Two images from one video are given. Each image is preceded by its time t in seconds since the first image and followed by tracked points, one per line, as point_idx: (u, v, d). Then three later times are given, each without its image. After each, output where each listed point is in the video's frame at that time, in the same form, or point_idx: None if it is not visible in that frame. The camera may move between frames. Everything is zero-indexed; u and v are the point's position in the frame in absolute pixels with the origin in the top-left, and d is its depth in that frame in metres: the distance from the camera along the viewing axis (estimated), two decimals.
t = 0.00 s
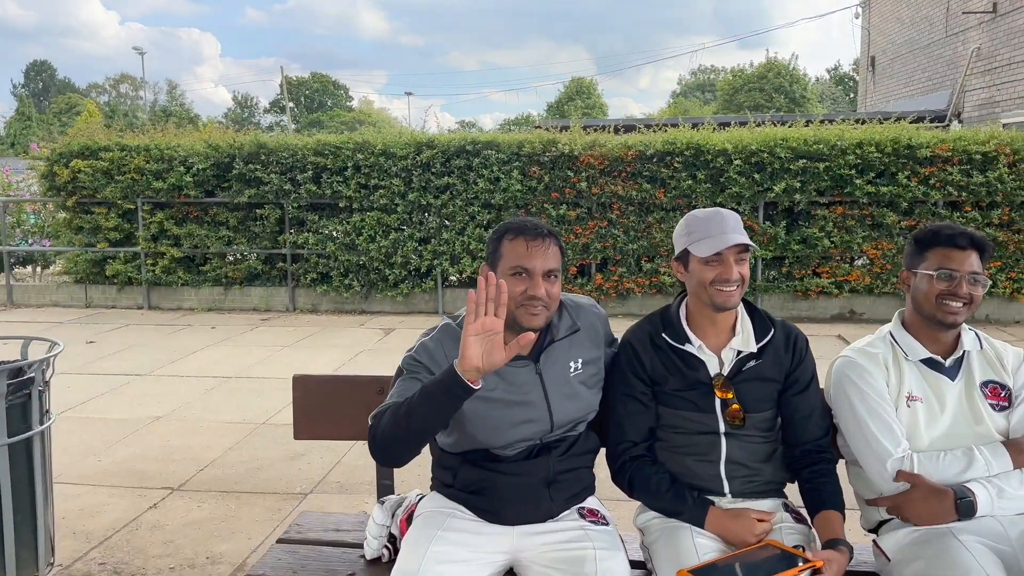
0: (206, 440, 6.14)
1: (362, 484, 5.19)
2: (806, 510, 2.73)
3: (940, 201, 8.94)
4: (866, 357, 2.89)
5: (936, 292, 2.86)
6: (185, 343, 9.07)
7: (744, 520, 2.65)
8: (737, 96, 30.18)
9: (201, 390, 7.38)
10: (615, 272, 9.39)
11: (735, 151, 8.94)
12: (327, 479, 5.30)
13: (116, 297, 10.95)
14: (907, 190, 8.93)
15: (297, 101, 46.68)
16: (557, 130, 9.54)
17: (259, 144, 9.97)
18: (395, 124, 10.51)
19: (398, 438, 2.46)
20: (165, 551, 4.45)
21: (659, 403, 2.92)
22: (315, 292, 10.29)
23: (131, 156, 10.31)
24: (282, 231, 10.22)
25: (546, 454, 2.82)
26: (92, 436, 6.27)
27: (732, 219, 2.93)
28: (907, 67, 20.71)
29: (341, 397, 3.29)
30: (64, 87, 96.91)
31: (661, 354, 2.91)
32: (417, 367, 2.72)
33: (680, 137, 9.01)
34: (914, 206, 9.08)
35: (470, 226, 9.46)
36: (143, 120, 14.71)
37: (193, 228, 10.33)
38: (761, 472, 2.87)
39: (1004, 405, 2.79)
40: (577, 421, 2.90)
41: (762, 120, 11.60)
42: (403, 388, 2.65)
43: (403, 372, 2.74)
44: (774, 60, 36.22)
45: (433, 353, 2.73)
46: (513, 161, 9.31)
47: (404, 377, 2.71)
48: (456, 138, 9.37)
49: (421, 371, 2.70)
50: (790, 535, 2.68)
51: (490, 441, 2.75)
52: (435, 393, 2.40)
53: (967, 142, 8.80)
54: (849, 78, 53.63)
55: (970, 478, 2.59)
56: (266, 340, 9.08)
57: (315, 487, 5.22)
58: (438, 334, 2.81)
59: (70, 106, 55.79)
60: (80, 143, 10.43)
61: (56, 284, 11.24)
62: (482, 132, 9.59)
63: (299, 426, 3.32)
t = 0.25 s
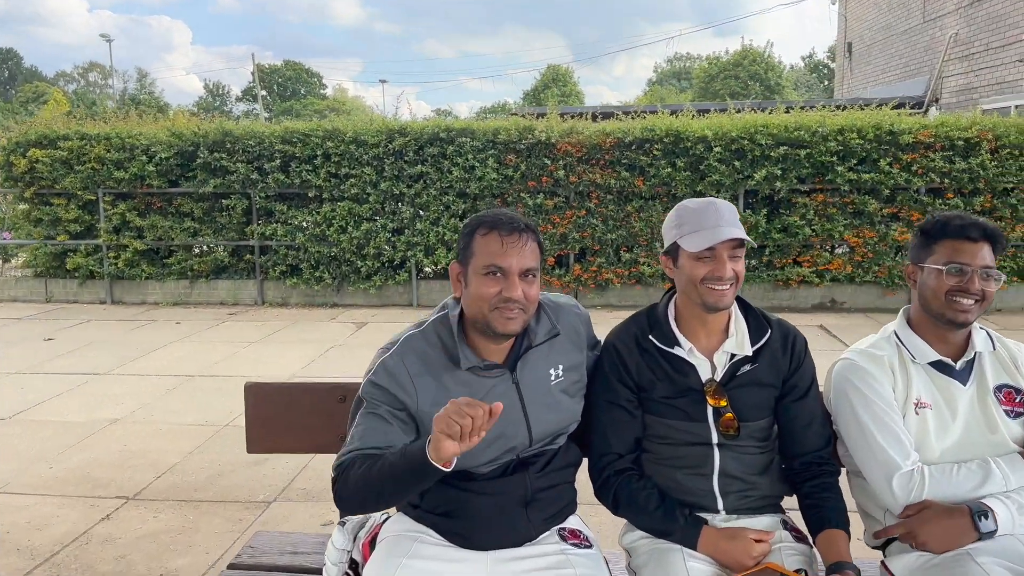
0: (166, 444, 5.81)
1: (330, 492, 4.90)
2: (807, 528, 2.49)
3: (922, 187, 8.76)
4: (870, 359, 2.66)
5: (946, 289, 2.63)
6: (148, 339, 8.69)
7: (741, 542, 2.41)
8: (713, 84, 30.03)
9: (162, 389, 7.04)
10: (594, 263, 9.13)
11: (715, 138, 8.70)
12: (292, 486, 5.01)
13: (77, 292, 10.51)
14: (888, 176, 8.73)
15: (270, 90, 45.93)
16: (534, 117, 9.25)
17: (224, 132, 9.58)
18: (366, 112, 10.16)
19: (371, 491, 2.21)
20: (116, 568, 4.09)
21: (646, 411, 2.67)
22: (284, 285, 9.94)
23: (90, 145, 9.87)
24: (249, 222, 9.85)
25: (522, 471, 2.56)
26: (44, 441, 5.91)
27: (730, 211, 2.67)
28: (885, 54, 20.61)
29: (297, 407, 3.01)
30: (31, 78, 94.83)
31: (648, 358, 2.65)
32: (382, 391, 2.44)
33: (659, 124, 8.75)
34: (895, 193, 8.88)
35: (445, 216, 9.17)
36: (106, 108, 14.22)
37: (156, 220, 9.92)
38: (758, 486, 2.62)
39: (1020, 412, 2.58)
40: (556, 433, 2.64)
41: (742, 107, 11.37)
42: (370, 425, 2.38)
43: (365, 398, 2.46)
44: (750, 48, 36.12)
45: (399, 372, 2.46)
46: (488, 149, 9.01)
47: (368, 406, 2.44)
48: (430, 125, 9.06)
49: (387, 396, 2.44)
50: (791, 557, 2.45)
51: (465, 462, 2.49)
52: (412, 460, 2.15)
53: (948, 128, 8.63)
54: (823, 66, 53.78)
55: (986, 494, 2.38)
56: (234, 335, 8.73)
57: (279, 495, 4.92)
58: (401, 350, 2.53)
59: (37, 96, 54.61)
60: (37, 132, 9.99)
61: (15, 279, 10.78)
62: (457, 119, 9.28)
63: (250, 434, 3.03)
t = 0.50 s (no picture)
0: (127, 449, 5.57)
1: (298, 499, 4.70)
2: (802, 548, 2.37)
3: (898, 177, 8.68)
4: (865, 366, 2.51)
5: (942, 291, 2.49)
6: (111, 337, 8.38)
7: (732, 563, 2.26)
8: (687, 73, 29.98)
9: (124, 390, 6.76)
10: (569, 255, 8.98)
11: (691, 128, 8.55)
12: (258, 494, 4.79)
13: (37, 287, 10.15)
14: (864, 167, 8.65)
15: (239, 78, 45.17)
16: (508, 107, 9.05)
17: (187, 121, 9.26)
18: (335, 101, 9.89)
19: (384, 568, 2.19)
20: None
21: (630, 423, 2.51)
22: (252, 279, 9.67)
23: (48, 136, 9.51)
24: (215, 214, 9.55)
25: (499, 491, 2.39)
26: None
27: (728, 211, 2.50)
28: (858, 42, 20.62)
29: (256, 420, 2.81)
30: None
31: (633, 367, 2.49)
32: (356, 438, 2.25)
33: (635, 114, 8.60)
34: (871, 183, 8.81)
35: (418, 208, 8.93)
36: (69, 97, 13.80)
37: (118, 213, 9.58)
38: (748, 502, 2.48)
39: (1022, 421, 2.45)
40: (535, 449, 2.48)
41: (717, 96, 11.25)
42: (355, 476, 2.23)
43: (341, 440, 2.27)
44: (722, 37, 36.10)
45: (371, 416, 2.25)
46: (461, 139, 8.80)
47: (345, 459, 2.25)
48: (401, 115, 8.83)
49: (363, 443, 2.24)
50: None
51: (444, 487, 2.33)
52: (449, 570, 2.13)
53: (924, 118, 8.56)
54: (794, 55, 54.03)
55: (989, 511, 2.25)
56: (200, 332, 8.45)
57: (245, 503, 4.72)
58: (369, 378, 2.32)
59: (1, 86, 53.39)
60: None
61: None
62: (429, 108, 9.05)
63: (206, 447, 2.83)
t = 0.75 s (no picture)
0: (95, 449, 5.40)
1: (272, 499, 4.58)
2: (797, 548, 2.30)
3: (874, 166, 8.68)
4: (858, 360, 2.44)
5: (924, 281, 2.45)
6: (78, 331, 8.16)
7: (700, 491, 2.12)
8: (661, 62, 29.96)
9: (92, 387, 6.57)
10: (547, 246, 8.89)
11: (669, 117, 8.48)
12: (231, 494, 4.65)
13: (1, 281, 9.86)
14: (841, 155, 8.63)
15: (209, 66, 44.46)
16: (483, 95, 8.92)
17: (155, 110, 9.02)
18: (307, 88, 9.70)
19: None
20: None
21: (620, 421, 2.42)
22: (224, 271, 9.47)
23: (11, 124, 9.23)
24: (184, 205, 9.32)
25: (485, 494, 2.30)
26: None
27: (739, 207, 2.42)
28: (831, 31, 20.71)
29: (229, 422, 2.69)
30: None
31: (625, 361, 2.41)
32: (331, 442, 2.14)
33: (613, 102, 8.51)
34: (847, 172, 8.79)
35: (393, 198, 8.77)
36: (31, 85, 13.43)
37: (84, 204, 9.32)
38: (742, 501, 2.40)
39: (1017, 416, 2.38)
40: (520, 450, 2.38)
41: (694, 85, 11.20)
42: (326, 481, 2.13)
43: (311, 444, 2.15)
44: (696, 26, 36.14)
45: (347, 418, 2.14)
46: (437, 128, 8.66)
47: (318, 463, 2.14)
48: (375, 103, 8.67)
49: (338, 446, 2.13)
50: None
51: (425, 493, 2.22)
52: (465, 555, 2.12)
53: (900, 107, 8.57)
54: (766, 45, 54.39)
55: (987, 510, 2.19)
56: (171, 326, 8.25)
57: (218, 504, 4.59)
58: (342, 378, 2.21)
59: None
60: None
61: None
62: (403, 96, 8.90)
63: (175, 449, 2.71)
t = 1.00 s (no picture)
0: (58, 442, 5.27)
1: (243, 491, 4.50)
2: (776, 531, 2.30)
3: (840, 154, 8.76)
4: (836, 343, 2.46)
5: (887, 260, 2.52)
6: (38, 323, 7.96)
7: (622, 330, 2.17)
8: (628, 50, 30.00)
9: (53, 379, 6.41)
10: (518, 234, 8.86)
11: (639, 105, 8.48)
12: (200, 486, 4.57)
13: None
14: (808, 143, 8.70)
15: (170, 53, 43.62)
16: (452, 81, 8.85)
17: (116, 96, 8.81)
18: (272, 75, 9.54)
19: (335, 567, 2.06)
20: None
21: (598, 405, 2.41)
22: (189, 261, 9.30)
23: None
24: (147, 193, 9.13)
25: (464, 481, 2.26)
26: None
27: (726, 198, 2.46)
28: (796, 19, 20.85)
29: (199, 411, 2.63)
30: None
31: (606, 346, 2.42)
32: (305, 428, 2.10)
33: (583, 90, 8.49)
34: (814, 160, 8.87)
35: (361, 186, 8.67)
36: None
37: (43, 192, 9.08)
38: (720, 484, 2.40)
39: (991, 397, 2.41)
40: (497, 435, 2.36)
41: (663, 73, 11.22)
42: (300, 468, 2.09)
43: (284, 431, 2.11)
44: (663, 16, 36.22)
45: (321, 404, 2.09)
46: (406, 115, 8.57)
47: (292, 450, 2.10)
48: (342, 89, 8.55)
49: (312, 432, 2.09)
50: (761, 565, 2.25)
51: (402, 480, 2.20)
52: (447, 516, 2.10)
53: (865, 95, 8.66)
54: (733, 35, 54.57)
55: (963, 489, 2.20)
56: (135, 316, 8.09)
57: (187, 496, 4.51)
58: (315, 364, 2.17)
59: None
60: None
61: None
62: (370, 83, 8.79)
63: (141, 439, 2.64)
